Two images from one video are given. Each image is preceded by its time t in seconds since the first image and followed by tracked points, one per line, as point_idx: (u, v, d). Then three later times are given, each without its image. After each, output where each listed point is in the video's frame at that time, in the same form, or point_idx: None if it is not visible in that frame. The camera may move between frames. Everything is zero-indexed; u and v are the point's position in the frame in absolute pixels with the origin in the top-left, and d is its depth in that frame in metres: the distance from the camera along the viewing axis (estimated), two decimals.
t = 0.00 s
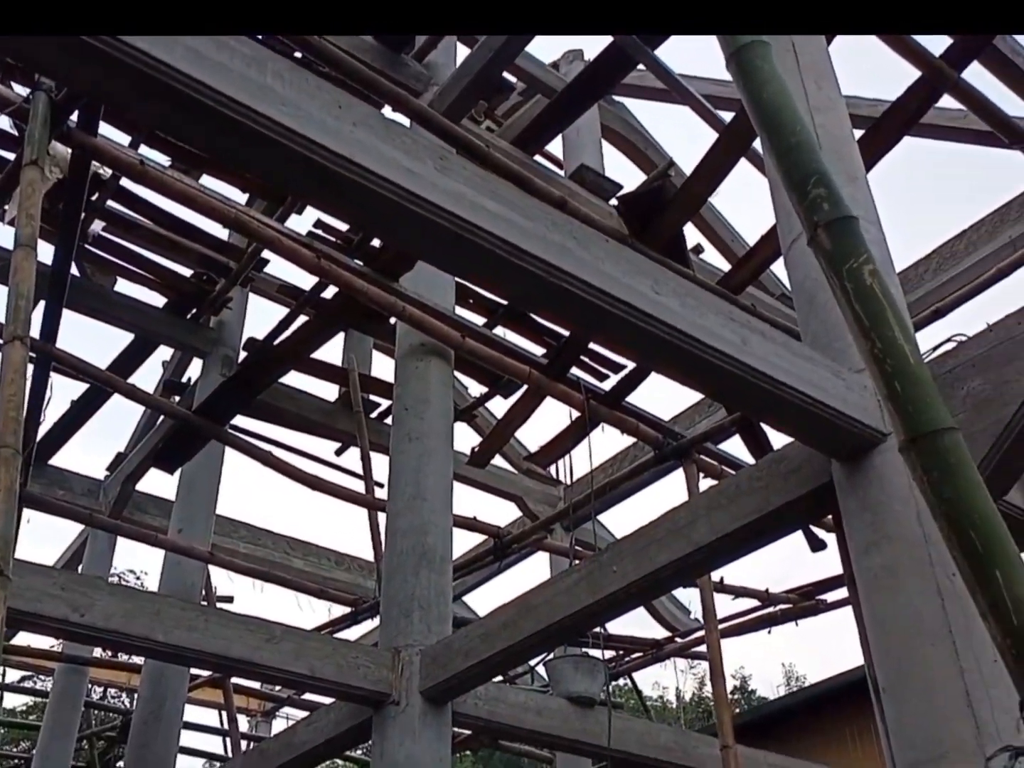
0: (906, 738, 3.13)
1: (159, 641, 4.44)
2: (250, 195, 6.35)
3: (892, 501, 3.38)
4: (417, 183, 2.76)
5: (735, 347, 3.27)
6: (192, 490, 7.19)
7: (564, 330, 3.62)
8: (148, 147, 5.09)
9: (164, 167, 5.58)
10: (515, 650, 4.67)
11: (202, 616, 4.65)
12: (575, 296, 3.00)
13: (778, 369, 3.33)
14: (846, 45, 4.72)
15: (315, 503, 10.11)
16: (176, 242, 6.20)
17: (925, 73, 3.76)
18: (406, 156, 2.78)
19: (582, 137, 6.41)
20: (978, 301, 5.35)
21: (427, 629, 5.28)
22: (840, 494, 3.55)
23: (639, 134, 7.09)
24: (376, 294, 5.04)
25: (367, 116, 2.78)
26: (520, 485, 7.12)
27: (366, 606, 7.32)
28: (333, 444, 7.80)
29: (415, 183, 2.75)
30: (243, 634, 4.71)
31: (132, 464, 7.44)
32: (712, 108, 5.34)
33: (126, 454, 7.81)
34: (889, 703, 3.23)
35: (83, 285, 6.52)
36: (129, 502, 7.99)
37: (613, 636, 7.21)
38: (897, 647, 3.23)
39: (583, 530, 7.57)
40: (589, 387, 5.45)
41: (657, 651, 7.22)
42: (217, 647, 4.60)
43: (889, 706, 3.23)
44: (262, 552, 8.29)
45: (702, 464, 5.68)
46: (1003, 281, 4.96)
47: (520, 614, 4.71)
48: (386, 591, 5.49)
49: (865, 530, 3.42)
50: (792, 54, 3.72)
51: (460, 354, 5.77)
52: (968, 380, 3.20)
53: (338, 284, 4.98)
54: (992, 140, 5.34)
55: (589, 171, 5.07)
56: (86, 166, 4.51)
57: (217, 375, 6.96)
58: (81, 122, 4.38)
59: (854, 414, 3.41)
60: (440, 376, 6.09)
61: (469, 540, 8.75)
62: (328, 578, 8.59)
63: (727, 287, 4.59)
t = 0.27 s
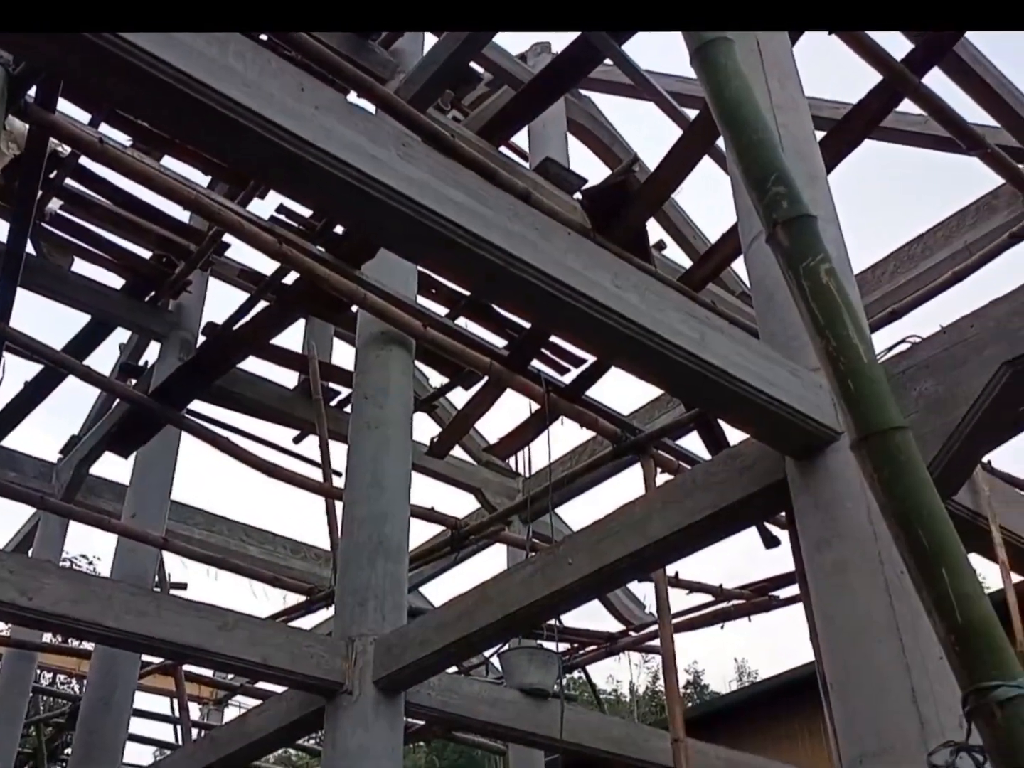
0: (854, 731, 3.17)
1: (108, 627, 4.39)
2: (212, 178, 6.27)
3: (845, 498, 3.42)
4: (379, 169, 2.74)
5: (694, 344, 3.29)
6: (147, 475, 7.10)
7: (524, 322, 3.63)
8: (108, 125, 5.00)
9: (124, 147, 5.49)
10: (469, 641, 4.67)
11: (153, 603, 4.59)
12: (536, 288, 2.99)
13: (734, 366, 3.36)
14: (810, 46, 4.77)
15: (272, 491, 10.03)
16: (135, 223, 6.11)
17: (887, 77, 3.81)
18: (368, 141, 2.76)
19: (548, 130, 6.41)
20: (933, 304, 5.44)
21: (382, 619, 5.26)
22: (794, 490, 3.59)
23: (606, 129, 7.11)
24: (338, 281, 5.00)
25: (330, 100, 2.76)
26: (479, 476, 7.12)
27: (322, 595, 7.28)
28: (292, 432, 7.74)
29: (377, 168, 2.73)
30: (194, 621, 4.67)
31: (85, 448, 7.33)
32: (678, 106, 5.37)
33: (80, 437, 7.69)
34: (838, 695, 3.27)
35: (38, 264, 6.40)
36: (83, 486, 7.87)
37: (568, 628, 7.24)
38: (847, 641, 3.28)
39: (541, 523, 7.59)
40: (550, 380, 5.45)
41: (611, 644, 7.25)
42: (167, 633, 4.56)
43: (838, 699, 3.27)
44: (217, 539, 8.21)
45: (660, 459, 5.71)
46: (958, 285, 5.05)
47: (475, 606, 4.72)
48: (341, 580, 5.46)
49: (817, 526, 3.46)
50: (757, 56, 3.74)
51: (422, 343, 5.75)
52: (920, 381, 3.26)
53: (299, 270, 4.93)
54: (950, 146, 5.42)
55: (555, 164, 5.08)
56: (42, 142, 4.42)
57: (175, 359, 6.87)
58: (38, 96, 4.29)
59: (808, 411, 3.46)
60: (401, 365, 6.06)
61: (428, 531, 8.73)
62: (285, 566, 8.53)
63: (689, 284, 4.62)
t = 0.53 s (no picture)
0: (803, 726, 3.22)
1: (58, 617, 4.33)
2: (175, 164, 6.20)
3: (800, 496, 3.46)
4: (343, 157, 2.72)
5: (655, 341, 3.31)
6: (102, 463, 7.00)
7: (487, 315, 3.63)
8: (69, 106, 4.92)
9: (85, 129, 5.40)
10: (427, 634, 4.69)
11: (106, 593, 4.54)
12: (499, 281, 2.99)
13: (694, 364, 3.39)
14: (776, 49, 4.82)
15: (230, 482, 9.94)
16: (95, 207, 6.02)
17: (850, 82, 3.89)
18: (331, 127, 2.74)
19: (516, 125, 6.42)
20: (889, 308, 5.54)
21: (338, 611, 5.24)
22: (750, 488, 3.63)
23: (573, 126, 7.13)
24: (302, 271, 4.96)
25: (294, 86, 2.74)
26: (440, 470, 7.11)
27: (279, 587, 7.23)
28: (252, 422, 7.68)
29: (340, 156, 2.71)
30: (147, 612, 4.62)
31: (39, 434, 7.21)
32: (645, 104, 5.39)
33: (34, 423, 7.57)
34: (789, 691, 3.32)
35: None
36: (36, 473, 7.75)
37: (525, 623, 7.27)
38: (798, 637, 3.33)
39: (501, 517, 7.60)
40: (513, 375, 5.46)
41: (568, 640, 7.30)
42: (120, 623, 4.50)
43: (788, 695, 3.32)
44: (174, 529, 8.12)
45: (620, 456, 5.75)
46: (915, 289, 5.14)
47: (433, 599, 4.72)
48: (298, 572, 5.44)
49: (772, 524, 3.50)
50: (722, 56, 3.77)
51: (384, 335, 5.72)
52: (874, 382, 3.31)
53: (263, 259, 4.90)
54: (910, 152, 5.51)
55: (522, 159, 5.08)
56: None
57: (134, 346, 6.78)
58: None
59: (765, 410, 3.51)
60: (363, 357, 6.04)
61: (387, 524, 8.71)
62: (242, 558, 8.46)
63: (653, 281, 4.65)
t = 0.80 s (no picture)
0: (757, 724, 3.26)
1: (10, 607, 4.26)
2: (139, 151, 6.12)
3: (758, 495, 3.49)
4: (306, 147, 2.70)
5: (617, 338, 3.32)
6: (60, 452, 6.90)
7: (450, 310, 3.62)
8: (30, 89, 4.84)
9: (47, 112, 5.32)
10: (387, 629, 4.68)
11: (61, 584, 4.47)
12: (462, 276, 2.99)
13: (656, 362, 3.41)
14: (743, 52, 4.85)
15: (191, 474, 9.84)
16: (56, 192, 5.92)
17: (815, 85, 3.93)
18: (294, 116, 2.72)
19: (484, 120, 6.41)
20: (850, 310, 5.60)
21: (298, 605, 5.22)
22: (709, 486, 3.66)
23: (542, 123, 7.13)
24: (267, 263, 4.92)
25: (258, 74, 2.72)
26: (404, 465, 7.10)
27: (239, 580, 7.18)
28: (214, 414, 7.60)
29: (304, 147, 2.69)
30: (103, 603, 4.56)
31: None
32: (613, 103, 5.41)
33: None
34: (744, 689, 3.35)
35: None
36: None
37: (486, 618, 7.27)
38: (753, 636, 3.36)
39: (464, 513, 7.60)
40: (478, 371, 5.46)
41: (529, 636, 7.32)
42: (74, 615, 4.45)
43: (743, 692, 3.36)
44: (133, 520, 8.02)
45: (583, 453, 5.78)
46: (875, 292, 5.21)
47: (393, 593, 4.71)
48: (258, 565, 5.40)
49: (729, 522, 3.54)
50: (689, 57, 3.79)
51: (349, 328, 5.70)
52: (833, 384, 3.35)
53: (227, 249, 4.85)
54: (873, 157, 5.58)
55: (490, 155, 5.08)
56: None
57: (94, 334, 6.69)
58: None
59: (725, 409, 3.54)
60: (327, 350, 6.00)
61: (350, 518, 8.67)
62: (202, 550, 8.38)
63: (617, 279, 4.67)
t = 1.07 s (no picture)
0: (714, 721, 3.28)
1: None
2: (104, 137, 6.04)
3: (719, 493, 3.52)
4: (270, 138, 2.67)
5: (581, 336, 3.33)
6: (19, 441, 6.79)
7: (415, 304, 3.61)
8: None
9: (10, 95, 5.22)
10: (348, 623, 4.66)
11: (16, 574, 4.41)
12: (427, 272, 2.98)
13: (619, 360, 3.42)
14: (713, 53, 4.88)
15: (153, 464, 9.74)
16: (19, 177, 5.82)
17: (783, 89, 3.96)
18: (258, 106, 2.69)
19: (455, 114, 6.39)
20: (815, 312, 5.66)
21: (259, 598, 5.18)
22: (670, 485, 3.68)
23: (513, 119, 7.13)
24: (233, 253, 4.87)
25: (221, 62, 2.68)
26: (369, 459, 7.07)
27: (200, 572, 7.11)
28: (178, 404, 7.53)
29: (268, 137, 2.66)
30: (60, 595, 4.50)
31: None
32: (583, 101, 5.42)
33: None
34: (701, 686, 3.37)
35: None
36: None
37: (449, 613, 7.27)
38: (711, 633, 3.38)
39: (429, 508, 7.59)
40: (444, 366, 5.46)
41: (492, 631, 7.33)
42: (30, 606, 4.38)
43: (701, 689, 3.37)
44: (93, 511, 7.92)
45: (548, 450, 5.79)
46: (838, 294, 5.26)
47: (355, 587, 4.70)
48: (218, 558, 5.35)
49: (689, 520, 3.56)
50: (657, 58, 3.82)
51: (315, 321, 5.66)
52: (793, 385, 3.38)
53: (192, 238, 4.79)
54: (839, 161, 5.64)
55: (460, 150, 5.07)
56: None
57: (56, 322, 6.59)
58: None
59: (687, 408, 3.56)
60: (292, 342, 5.96)
61: (314, 511, 8.62)
62: (163, 542, 8.30)
63: (585, 277, 4.68)
